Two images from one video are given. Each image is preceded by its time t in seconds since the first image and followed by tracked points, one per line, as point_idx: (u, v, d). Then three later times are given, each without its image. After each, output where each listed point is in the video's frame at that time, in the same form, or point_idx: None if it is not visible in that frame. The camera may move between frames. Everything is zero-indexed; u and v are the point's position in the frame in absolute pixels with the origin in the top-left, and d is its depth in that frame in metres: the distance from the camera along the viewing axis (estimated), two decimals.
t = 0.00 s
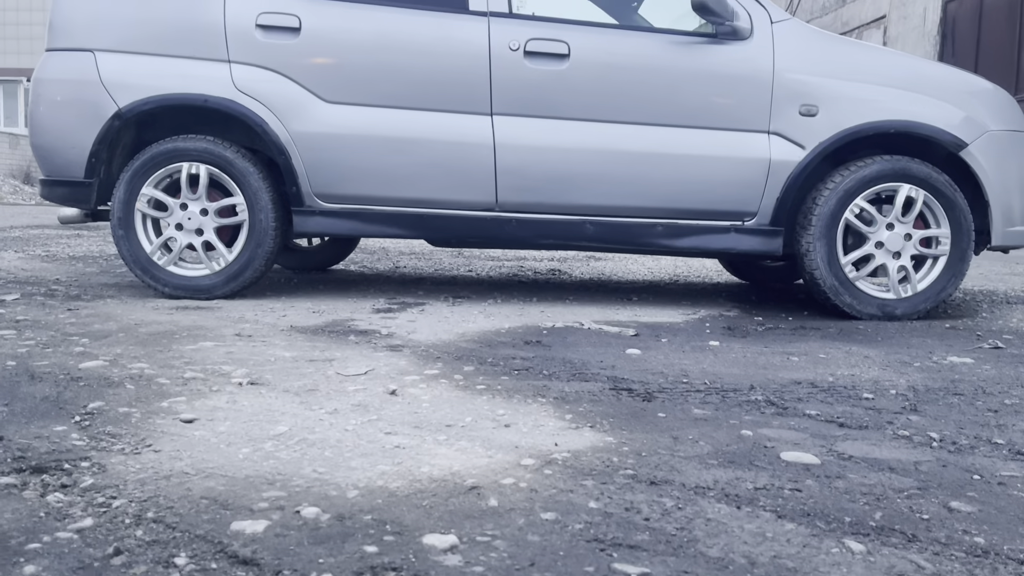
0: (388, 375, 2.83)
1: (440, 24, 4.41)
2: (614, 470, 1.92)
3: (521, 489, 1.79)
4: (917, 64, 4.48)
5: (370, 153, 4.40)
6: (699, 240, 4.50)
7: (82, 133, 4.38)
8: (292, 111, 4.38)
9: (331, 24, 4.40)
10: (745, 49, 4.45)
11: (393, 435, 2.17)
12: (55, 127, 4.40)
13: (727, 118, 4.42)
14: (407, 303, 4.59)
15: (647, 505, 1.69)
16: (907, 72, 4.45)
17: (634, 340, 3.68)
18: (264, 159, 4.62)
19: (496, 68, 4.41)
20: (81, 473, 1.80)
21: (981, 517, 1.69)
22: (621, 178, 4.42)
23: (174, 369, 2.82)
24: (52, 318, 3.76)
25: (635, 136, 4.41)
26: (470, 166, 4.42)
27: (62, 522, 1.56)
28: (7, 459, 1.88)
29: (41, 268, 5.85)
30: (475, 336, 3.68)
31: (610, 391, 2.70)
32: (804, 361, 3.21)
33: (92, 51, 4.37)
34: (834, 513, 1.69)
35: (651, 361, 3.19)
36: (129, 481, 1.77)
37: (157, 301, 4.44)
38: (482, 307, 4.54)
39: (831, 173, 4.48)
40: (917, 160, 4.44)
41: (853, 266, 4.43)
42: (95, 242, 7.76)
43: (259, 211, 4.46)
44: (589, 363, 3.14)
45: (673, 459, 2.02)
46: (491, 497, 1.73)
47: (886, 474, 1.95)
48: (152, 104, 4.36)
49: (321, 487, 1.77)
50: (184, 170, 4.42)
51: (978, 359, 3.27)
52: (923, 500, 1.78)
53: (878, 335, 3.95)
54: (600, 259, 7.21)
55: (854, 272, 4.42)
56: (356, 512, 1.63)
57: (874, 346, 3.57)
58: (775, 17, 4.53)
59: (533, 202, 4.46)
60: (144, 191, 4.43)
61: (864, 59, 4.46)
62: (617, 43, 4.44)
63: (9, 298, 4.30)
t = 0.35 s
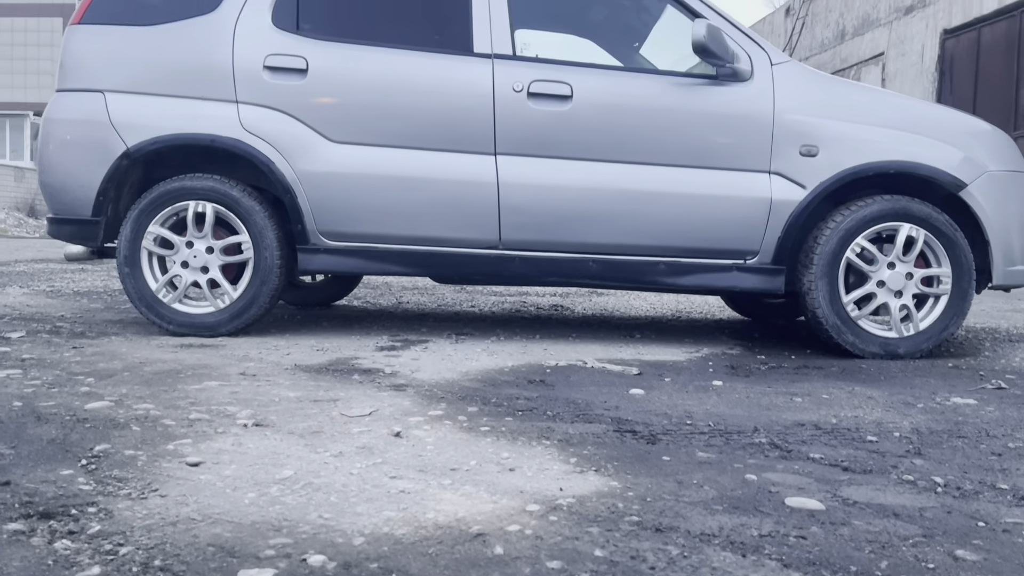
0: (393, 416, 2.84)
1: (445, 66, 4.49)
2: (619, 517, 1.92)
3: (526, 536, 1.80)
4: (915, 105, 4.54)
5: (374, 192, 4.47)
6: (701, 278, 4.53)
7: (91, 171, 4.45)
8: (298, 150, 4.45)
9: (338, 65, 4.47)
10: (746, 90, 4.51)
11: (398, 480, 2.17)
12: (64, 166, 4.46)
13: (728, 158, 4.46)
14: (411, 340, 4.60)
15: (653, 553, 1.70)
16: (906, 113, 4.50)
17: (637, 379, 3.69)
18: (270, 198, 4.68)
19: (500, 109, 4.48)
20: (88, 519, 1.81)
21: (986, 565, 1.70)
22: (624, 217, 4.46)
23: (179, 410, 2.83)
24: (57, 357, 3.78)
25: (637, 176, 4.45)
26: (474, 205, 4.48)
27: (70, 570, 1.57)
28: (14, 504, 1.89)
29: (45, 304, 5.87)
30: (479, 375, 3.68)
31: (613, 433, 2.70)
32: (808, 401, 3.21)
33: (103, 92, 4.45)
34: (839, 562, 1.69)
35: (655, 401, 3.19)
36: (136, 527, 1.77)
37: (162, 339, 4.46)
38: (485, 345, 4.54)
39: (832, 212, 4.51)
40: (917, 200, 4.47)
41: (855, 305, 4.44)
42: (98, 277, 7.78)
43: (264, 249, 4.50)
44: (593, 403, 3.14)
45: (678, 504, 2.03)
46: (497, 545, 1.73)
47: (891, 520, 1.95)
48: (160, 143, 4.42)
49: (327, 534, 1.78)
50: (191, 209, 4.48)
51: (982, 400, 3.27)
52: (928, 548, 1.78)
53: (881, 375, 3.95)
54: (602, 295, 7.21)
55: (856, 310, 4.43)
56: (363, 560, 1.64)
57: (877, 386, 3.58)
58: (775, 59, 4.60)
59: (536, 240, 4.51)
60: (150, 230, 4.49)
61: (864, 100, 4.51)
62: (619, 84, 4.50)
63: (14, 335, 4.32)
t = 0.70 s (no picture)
0: (396, 460, 2.83)
1: (449, 108, 4.55)
2: (624, 568, 1.91)
3: None
4: (914, 147, 4.58)
5: (378, 232, 4.51)
6: (703, 318, 4.54)
7: (98, 211, 4.52)
8: (304, 191, 4.52)
9: (343, 107, 4.54)
10: (747, 131, 4.55)
11: (402, 527, 2.17)
12: (72, 205, 4.54)
13: (730, 198, 4.49)
14: (414, 379, 4.60)
15: None
16: (906, 154, 4.54)
17: (641, 421, 3.68)
18: (275, 237, 4.72)
19: (503, 150, 4.52)
20: (92, 570, 1.81)
21: None
22: (627, 257, 4.48)
23: (183, 453, 2.82)
24: (61, 398, 3.79)
25: (639, 216, 4.48)
26: (477, 245, 4.51)
27: None
28: (19, 554, 1.89)
29: (49, 342, 5.88)
30: (482, 416, 3.67)
31: (617, 478, 2.69)
32: (811, 444, 3.20)
33: (111, 133, 4.54)
34: None
35: (658, 444, 3.18)
36: None
37: (165, 378, 4.47)
38: (488, 384, 4.54)
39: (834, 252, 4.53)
40: (918, 240, 4.49)
41: (858, 345, 4.45)
42: (101, 313, 7.79)
43: (268, 288, 4.53)
44: (596, 446, 3.13)
45: (683, 554, 2.02)
46: None
47: (897, 572, 1.95)
48: (167, 183, 4.49)
49: None
50: (196, 248, 4.53)
51: (987, 443, 3.26)
52: None
53: (885, 416, 3.95)
54: (604, 332, 7.21)
55: (859, 350, 4.44)
56: None
57: (881, 428, 3.57)
58: (775, 101, 4.64)
59: (539, 279, 4.53)
60: (155, 269, 4.53)
61: (864, 141, 4.55)
62: (621, 125, 4.54)
63: (18, 375, 4.34)
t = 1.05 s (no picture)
0: (401, 502, 2.82)
1: (453, 146, 4.58)
2: None
3: None
4: (917, 184, 4.60)
5: (383, 268, 4.53)
6: (707, 355, 4.54)
7: (104, 248, 4.55)
8: (309, 228, 4.54)
9: (349, 145, 4.58)
10: (750, 168, 4.57)
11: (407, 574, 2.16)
12: (78, 242, 4.58)
13: (734, 235, 4.51)
14: (418, 416, 4.59)
15: None
16: (909, 191, 4.55)
17: (646, 460, 3.66)
18: (280, 272, 4.74)
19: (507, 187, 4.55)
20: None
21: None
22: (630, 292, 4.48)
23: (187, 495, 2.82)
24: (65, 436, 3.78)
25: (643, 253, 4.49)
26: (481, 282, 4.52)
27: None
28: None
29: (53, 376, 5.89)
30: (486, 454, 3.66)
31: (623, 522, 2.68)
32: (818, 485, 3.19)
33: (118, 171, 4.58)
34: None
35: (664, 485, 3.17)
36: None
37: (169, 415, 4.47)
38: (492, 420, 4.53)
39: (837, 289, 4.54)
40: (921, 277, 4.49)
41: (863, 382, 4.45)
42: (105, 347, 7.79)
43: (273, 325, 4.54)
44: (602, 487, 3.12)
45: None
46: None
47: None
48: (173, 220, 4.52)
49: None
50: (201, 284, 4.54)
51: (994, 484, 3.25)
52: None
53: (891, 455, 3.93)
54: (608, 365, 7.19)
55: (864, 387, 4.44)
56: None
57: (887, 468, 3.56)
58: (777, 139, 4.67)
59: (543, 315, 4.54)
60: (160, 305, 4.55)
61: (866, 179, 4.57)
62: (625, 163, 4.57)
63: (22, 412, 4.34)
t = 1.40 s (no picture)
0: (406, 544, 2.80)
1: (458, 180, 4.60)
2: None
3: None
4: (921, 218, 4.60)
5: (388, 302, 4.53)
6: (713, 390, 4.52)
7: (110, 282, 4.56)
8: (314, 261, 4.55)
9: (354, 179, 4.60)
10: (755, 202, 4.58)
11: None
12: (85, 276, 4.59)
13: (739, 269, 4.50)
14: (422, 451, 4.57)
15: None
16: (913, 226, 4.56)
17: (652, 498, 3.64)
18: (285, 306, 4.74)
19: (512, 222, 4.55)
20: None
21: None
22: (635, 327, 4.48)
23: (191, 537, 2.80)
24: (69, 473, 3.77)
25: (648, 288, 4.49)
26: (486, 316, 4.52)
27: None
28: None
29: (56, 408, 5.88)
30: (491, 492, 3.63)
31: (630, 565, 2.66)
32: (826, 526, 3.16)
33: (125, 205, 4.61)
34: None
35: (671, 525, 3.15)
36: None
37: (173, 450, 4.46)
38: (497, 455, 4.50)
39: (843, 323, 4.53)
40: (927, 311, 4.49)
41: (869, 417, 4.43)
42: (108, 377, 7.78)
43: (277, 358, 4.53)
44: (608, 528, 3.10)
45: None
46: None
47: None
48: (179, 254, 4.53)
49: None
50: (206, 318, 4.55)
51: (1003, 525, 3.22)
52: None
53: (898, 493, 3.91)
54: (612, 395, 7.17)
55: (871, 423, 4.42)
56: None
57: (895, 507, 3.53)
58: (781, 173, 4.69)
59: (547, 349, 4.53)
60: (165, 338, 4.55)
61: (870, 213, 4.58)
62: (629, 197, 4.58)
63: (26, 447, 4.33)
